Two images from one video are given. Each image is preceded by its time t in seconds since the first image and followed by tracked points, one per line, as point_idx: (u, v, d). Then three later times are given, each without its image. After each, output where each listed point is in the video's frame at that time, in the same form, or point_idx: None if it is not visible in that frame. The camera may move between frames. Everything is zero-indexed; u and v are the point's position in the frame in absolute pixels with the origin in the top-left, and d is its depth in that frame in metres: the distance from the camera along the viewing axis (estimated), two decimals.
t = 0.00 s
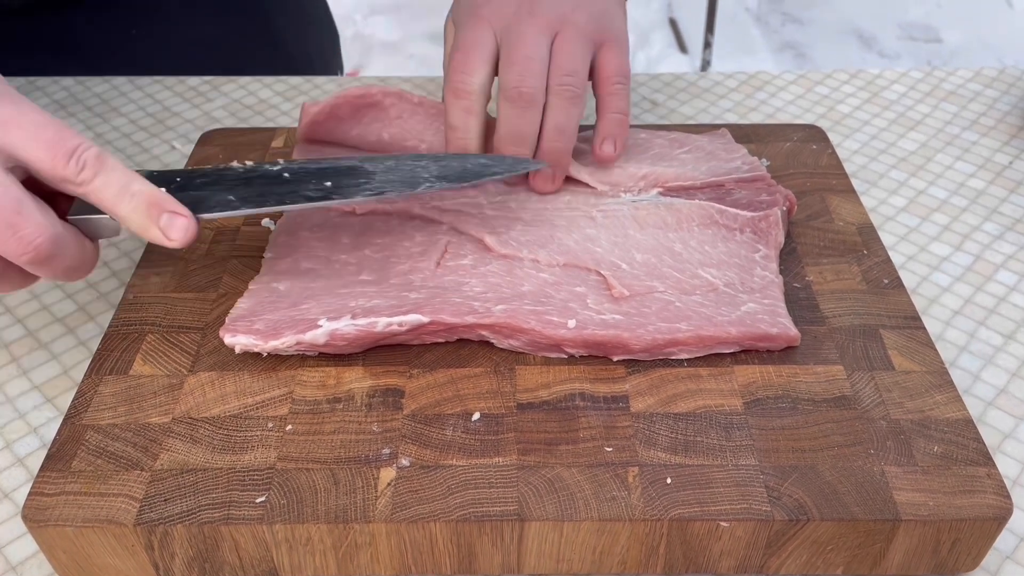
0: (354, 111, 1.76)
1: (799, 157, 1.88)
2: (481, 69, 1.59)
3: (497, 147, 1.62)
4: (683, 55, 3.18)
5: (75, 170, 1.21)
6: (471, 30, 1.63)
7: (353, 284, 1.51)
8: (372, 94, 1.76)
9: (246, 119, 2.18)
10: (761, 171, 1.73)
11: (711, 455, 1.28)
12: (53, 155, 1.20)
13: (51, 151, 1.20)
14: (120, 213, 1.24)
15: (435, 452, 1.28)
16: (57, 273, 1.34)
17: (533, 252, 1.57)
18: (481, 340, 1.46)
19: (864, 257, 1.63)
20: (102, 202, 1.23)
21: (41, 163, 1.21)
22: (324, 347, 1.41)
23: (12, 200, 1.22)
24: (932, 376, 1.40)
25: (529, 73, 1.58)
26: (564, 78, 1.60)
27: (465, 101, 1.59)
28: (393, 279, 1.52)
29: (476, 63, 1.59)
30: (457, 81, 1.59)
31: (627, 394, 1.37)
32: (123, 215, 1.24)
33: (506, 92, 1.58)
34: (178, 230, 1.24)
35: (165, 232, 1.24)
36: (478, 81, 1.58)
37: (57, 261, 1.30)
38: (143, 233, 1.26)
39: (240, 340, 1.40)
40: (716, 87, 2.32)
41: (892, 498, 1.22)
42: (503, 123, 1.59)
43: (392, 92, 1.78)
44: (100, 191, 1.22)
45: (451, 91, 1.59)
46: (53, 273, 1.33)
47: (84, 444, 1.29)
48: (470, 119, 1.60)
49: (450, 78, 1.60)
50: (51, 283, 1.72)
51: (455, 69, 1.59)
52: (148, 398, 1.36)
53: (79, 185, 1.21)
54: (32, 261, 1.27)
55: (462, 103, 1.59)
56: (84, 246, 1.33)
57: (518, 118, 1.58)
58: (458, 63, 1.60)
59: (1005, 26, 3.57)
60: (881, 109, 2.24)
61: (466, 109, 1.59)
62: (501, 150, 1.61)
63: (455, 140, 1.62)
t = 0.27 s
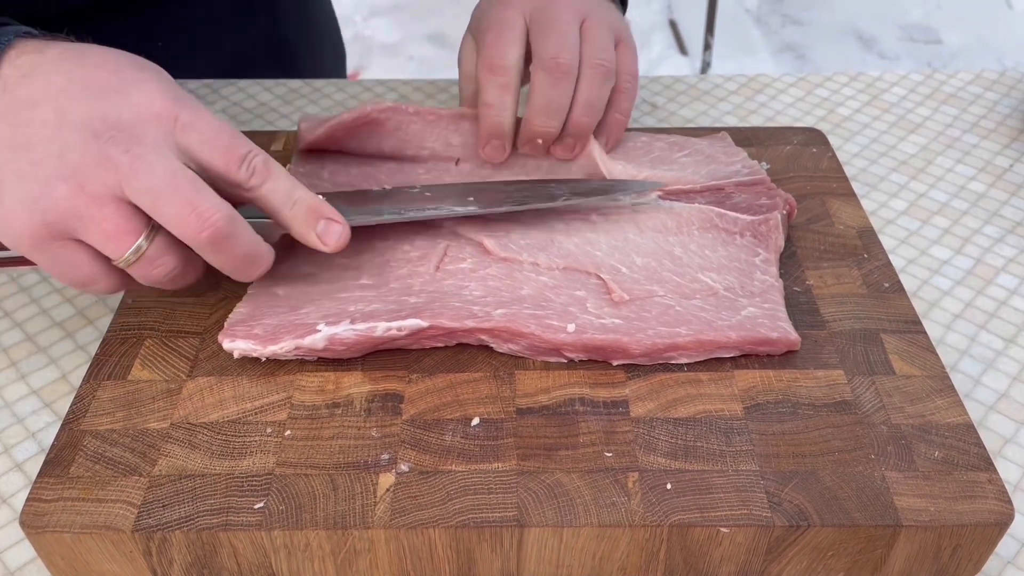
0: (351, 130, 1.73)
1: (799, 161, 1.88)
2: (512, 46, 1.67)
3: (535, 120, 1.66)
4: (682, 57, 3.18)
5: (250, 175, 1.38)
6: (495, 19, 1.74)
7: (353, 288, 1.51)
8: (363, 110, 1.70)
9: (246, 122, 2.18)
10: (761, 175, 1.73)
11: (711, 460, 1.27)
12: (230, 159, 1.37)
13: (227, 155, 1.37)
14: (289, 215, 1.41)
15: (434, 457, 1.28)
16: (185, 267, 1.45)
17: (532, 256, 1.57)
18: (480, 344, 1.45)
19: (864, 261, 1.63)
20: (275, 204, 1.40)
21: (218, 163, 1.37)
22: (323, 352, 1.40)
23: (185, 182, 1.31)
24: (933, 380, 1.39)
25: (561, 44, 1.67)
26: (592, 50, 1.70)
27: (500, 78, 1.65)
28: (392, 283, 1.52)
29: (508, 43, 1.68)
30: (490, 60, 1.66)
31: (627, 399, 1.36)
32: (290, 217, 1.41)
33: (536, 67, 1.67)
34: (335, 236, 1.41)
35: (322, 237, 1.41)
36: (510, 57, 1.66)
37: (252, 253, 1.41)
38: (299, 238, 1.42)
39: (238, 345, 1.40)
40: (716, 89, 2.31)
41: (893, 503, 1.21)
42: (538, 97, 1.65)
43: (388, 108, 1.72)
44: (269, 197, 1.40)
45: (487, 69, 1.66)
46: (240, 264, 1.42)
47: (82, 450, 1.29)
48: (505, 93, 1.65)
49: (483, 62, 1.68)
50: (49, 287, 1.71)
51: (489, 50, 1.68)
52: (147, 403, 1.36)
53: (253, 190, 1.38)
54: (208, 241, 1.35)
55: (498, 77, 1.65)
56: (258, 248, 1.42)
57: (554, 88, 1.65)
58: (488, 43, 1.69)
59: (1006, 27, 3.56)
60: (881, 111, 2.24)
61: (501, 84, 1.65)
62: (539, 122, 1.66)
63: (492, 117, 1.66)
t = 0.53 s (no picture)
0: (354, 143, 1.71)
1: (799, 162, 1.88)
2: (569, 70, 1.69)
3: (599, 141, 1.66)
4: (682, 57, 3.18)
5: (335, 174, 1.38)
6: (544, 42, 1.77)
7: (353, 290, 1.51)
8: (362, 122, 1.67)
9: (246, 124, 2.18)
10: (761, 176, 1.74)
11: (711, 462, 1.27)
12: (315, 157, 1.37)
13: (312, 153, 1.37)
14: (373, 214, 1.40)
15: (434, 459, 1.28)
16: (271, 268, 1.41)
17: (532, 257, 1.57)
18: (480, 346, 1.45)
19: (863, 262, 1.63)
20: (358, 203, 1.40)
21: (308, 161, 1.37)
22: (323, 354, 1.41)
23: (270, 170, 1.30)
24: (932, 382, 1.39)
25: (621, 70, 1.69)
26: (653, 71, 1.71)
27: (557, 99, 1.65)
28: (392, 285, 1.52)
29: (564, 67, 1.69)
30: (547, 84, 1.67)
31: (626, 400, 1.36)
32: (371, 217, 1.41)
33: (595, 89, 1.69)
34: (412, 237, 1.42)
35: (401, 236, 1.41)
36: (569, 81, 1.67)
37: (335, 248, 1.37)
38: (380, 237, 1.42)
39: (238, 346, 1.40)
40: (716, 91, 2.31)
41: (892, 505, 1.21)
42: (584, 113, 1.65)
43: (388, 121, 1.68)
44: (355, 194, 1.39)
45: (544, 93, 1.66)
46: (326, 260, 1.39)
47: (82, 452, 1.29)
48: (564, 113, 1.64)
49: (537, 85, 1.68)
50: (49, 289, 1.72)
51: (544, 73, 1.69)
52: (147, 405, 1.36)
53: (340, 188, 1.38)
54: (300, 229, 1.31)
55: (556, 99, 1.65)
56: (344, 242, 1.38)
57: (623, 109, 1.66)
58: (542, 68, 1.70)
59: (1006, 29, 3.56)
60: (881, 113, 2.24)
61: (560, 105, 1.65)
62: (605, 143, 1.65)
63: (548, 138, 1.65)
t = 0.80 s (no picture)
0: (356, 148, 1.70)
1: (798, 163, 1.89)
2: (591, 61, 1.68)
3: (622, 126, 1.66)
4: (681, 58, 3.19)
5: (366, 167, 1.38)
6: (557, 36, 1.76)
7: (353, 290, 1.52)
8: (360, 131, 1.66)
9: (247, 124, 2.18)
10: (761, 176, 1.74)
11: (710, 461, 1.28)
12: (348, 149, 1.38)
13: (345, 145, 1.38)
14: (404, 207, 1.41)
15: (434, 458, 1.28)
16: (305, 256, 1.40)
17: (532, 257, 1.58)
18: (480, 346, 1.46)
19: (863, 262, 1.64)
20: (390, 195, 1.40)
21: (341, 152, 1.37)
22: (323, 353, 1.41)
23: (309, 157, 1.30)
24: (931, 381, 1.40)
25: (638, 53, 1.69)
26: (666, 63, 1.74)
27: (583, 91, 1.64)
28: (393, 285, 1.53)
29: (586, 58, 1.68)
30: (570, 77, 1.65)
31: (626, 400, 1.37)
32: (402, 210, 1.41)
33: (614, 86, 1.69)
34: (442, 230, 1.41)
35: (432, 230, 1.41)
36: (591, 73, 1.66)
37: (369, 236, 1.37)
38: (409, 231, 1.42)
39: (239, 346, 1.40)
40: (716, 91, 2.32)
41: (890, 504, 1.22)
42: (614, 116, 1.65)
43: (386, 129, 1.67)
44: (387, 187, 1.40)
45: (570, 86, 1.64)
46: (361, 248, 1.38)
47: (84, 451, 1.29)
48: (591, 108, 1.63)
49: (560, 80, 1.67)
50: (51, 289, 1.72)
51: (566, 66, 1.67)
52: (148, 404, 1.37)
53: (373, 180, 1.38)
54: (339, 214, 1.31)
55: (580, 91, 1.64)
56: (378, 231, 1.38)
57: (645, 93, 1.66)
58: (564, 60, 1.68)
59: (1005, 29, 3.57)
60: (881, 113, 2.25)
61: (585, 97, 1.63)
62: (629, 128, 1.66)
63: (574, 131, 1.64)
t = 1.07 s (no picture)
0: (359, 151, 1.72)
1: (797, 163, 1.90)
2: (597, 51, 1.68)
3: (631, 112, 1.66)
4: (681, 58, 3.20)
5: (348, 163, 1.39)
6: (560, 32, 1.77)
7: (354, 290, 1.53)
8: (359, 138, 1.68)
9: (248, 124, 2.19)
10: (759, 176, 1.74)
11: (709, 459, 1.28)
12: (328, 145, 1.39)
13: (328, 141, 1.39)
14: (384, 202, 1.42)
15: (435, 456, 1.29)
16: (287, 246, 1.42)
17: (533, 256, 1.58)
18: (481, 345, 1.47)
19: (861, 262, 1.64)
20: (368, 190, 1.42)
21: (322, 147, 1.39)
22: (324, 352, 1.42)
23: (295, 148, 1.31)
24: (929, 380, 1.41)
25: (642, 41, 1.70)
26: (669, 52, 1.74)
27: (590, 80, 1.64)
28: (393, 285, 1.54)
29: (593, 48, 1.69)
30: (576, 67, 1.66)
31: (625, 398, 1.38)
32: (380, 205, 1.43)
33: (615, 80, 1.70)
34: (421, 226, 1.44)
35: (409, 225, 1.43)
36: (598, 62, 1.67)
37: (351, 229, 1.39)
38: (389, 225, 1.44)
39: (241, 345, 1.41)
40: (715, 91, 2.33)
41: (888, 502, 1.23)
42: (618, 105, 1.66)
43: (385, 134, 1.69)
44: (365, 182, 1.41)
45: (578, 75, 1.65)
46: (342, 241, 1.40)
47: (86, 449, 1.30)
48: (601, 96, 1.63)
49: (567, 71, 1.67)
50: (52, 288, 1.73)
51: (572, 57, 1.68)
52: (150, 403, 1.37)
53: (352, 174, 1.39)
54: (323, 205, 1.32)
55: (588, 80, 1.64)
56: (361, 224, 1.39)
57: (652, 78, 1.65)
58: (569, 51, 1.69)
59: (1005, 30, 3.57)
60: (879, 113, 2.25)
61: (593, 86, 1.63)
62: (638, 113, 1.65)
63: (583, 121, 1.64)
